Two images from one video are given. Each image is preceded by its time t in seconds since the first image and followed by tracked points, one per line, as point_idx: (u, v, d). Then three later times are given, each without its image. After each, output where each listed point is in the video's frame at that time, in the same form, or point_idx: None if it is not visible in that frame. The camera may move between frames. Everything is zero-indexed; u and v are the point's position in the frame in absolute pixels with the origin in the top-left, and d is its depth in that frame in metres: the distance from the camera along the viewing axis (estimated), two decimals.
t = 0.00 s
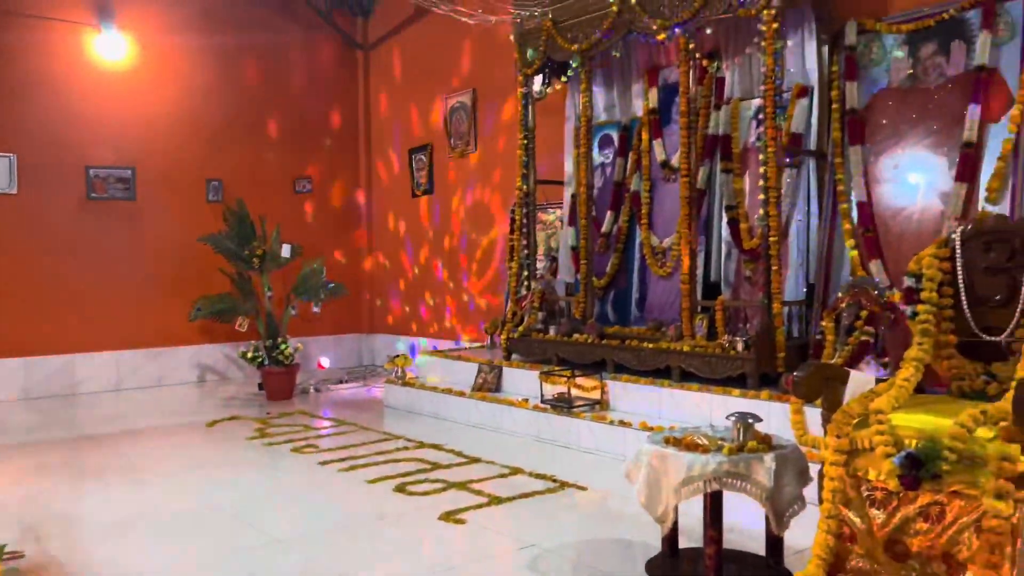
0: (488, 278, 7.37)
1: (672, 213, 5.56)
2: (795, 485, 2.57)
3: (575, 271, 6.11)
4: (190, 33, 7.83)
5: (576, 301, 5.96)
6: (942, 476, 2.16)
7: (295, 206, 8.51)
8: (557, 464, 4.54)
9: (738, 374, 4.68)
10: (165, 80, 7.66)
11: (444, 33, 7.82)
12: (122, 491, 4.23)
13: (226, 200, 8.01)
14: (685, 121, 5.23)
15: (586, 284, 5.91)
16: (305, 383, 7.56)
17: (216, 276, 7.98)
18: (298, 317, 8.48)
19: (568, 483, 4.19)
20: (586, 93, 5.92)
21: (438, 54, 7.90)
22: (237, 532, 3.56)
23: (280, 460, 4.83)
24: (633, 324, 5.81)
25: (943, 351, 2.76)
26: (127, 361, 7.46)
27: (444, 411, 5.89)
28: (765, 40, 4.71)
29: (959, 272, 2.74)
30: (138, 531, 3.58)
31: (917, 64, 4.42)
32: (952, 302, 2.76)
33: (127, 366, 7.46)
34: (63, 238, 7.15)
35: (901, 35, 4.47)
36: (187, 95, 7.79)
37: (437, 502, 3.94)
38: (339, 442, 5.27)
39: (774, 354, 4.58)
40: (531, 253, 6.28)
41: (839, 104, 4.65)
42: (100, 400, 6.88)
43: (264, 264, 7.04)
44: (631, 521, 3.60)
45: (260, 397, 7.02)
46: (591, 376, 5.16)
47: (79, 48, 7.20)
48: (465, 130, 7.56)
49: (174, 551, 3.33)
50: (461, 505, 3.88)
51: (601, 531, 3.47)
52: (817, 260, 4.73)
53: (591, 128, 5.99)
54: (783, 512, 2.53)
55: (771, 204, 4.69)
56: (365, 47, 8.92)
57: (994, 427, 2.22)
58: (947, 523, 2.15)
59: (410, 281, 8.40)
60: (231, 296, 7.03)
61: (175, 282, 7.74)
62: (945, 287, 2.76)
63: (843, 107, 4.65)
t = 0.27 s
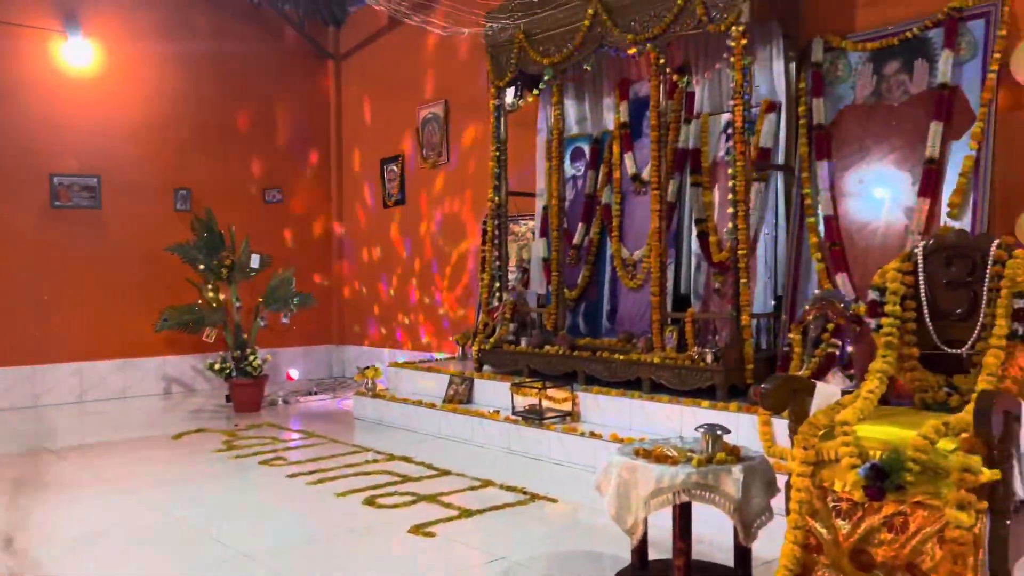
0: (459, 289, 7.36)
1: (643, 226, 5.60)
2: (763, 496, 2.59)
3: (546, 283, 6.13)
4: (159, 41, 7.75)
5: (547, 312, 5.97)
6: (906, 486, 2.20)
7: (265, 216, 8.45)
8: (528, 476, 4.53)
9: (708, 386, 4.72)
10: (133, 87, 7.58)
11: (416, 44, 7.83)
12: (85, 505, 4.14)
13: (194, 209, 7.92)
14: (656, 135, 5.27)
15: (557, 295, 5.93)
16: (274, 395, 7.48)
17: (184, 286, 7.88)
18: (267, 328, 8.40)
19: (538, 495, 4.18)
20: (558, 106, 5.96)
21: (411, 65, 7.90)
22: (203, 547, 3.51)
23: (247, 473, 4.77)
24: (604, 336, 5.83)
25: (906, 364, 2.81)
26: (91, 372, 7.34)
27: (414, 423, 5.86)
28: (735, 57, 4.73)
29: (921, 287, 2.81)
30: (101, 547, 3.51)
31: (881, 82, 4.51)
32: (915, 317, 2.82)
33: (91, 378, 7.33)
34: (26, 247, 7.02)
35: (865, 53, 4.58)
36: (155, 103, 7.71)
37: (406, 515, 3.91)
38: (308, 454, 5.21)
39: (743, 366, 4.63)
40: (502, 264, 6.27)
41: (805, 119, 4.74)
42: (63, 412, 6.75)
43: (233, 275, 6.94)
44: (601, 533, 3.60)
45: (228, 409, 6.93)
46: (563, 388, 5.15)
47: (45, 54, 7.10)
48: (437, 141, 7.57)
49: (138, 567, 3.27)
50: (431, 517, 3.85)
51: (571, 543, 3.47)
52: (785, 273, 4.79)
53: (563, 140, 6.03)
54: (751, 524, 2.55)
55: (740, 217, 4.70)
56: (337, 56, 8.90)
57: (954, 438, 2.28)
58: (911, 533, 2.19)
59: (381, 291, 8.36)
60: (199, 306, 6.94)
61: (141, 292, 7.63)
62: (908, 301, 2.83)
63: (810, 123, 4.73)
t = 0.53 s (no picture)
0: (430, 297, 7.34)
1: (613, 235, 5.62)
2: (730, 504, 2.62)
3: (517, 291, 6.14)
4: (126, 44, 7.65)
5: (518, 321, 5.97)
6: (868, 494, 2.24)
7: (232, 222, 8.36)
8: (498, 485, 4.53)
9: (676, 394, 4.76)
10: (99, 91, 7.47)
11: (387, 52, 7.82)
12: (45, 517, 4.05)
13: (161, 216, 7.82)
14: (626, 144, 5.33)
15: (528, 303, 5.94)
16: (241, 404, 7.39)
17: (149, 293, 7.76)
18: (234, 336, 8.30)
19: (508, 504, 4.17)
20: (529, 115, 5.99)
21: (381, 73, 7.89)
22: (166, 559, 3.45)
23: (213, 483, 4.71)
24: (574, 344, 5.83)
25: (869, 373, 2.85)
26: (52, 381, 7.19)
27: (383, 432, 5.82)
28: (703, 69, 4.77)
29: (883, 297, 2.88)
30: (60, 559, 3.44)
31: (846, 96, 4.60)
32: (878, 326, 2.87)
33: (52, 386, 7.19)
34: None
35: (830, 67, 4.67)
36: (121, 107, 7.60)
37: (373, 525, 3.88)
38: (274, 464, 5.15)
39: (711, 375, 4.67)
40: (473, 272, 6.23)
41: (772, 131, 4.82)
42: (23, 422, 6.60)
43: (200, 282, 6.84)
44: (569, 541, 3.61)
45: (194, 419, 6.83)
46: (532, 397, 5.15)
47: (7, 56, 6.98)
48: (408, 149, 7.55)
49: None
50: (399, 527, 3.83)
51: (540, 552, 3.46)
52: (752, 283, 4.86)
53: (534, 149, 6.06)
54: (718, 532, 2.57)
55: (708, 228, 4.80)
56: (307, 63, 8.86)
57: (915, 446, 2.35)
58: (874, 540, 2.23)
59: (351, 300, 8.31)
60: (164, 313, 6.84)
61: (105, 299, 7.50)
62: (872, 311, 2.89)
63: (776, 135, 4.82)
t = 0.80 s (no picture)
0: (399, 303, 7.31)
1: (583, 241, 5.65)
2: (695, 509, 2.64)
3: (486, 297, 6.14)
4: (91, 44, 7.53)
5: (487, 326, 5.97)
6: (830, 499, 2.27)
7: (199, 226, 8.26)
8: (466, 491, 4.51)
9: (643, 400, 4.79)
10: (61, 91, 7.33)
11: (357, 56, 7.79)
12: None
13: (125, 218, 7.70)
14: (595, 152, 5.36)
15: (497, 309, 5.95)
16: (205, 410, 7.29)
17: (111, 297, 7.63)
18: (199, 341, 8.19)
19: (475, 511, 4.16)
20: (499, 121, 6.01)
21: (351, 77, 7.85)
22: (125, 568, 3.38)
23: (176, 491, 4.63)
24: (543, 350, 5.84)
25: (832, 380, 2.90)
26: (10, 386, 7.03)
27: (351, 439, 5.78)
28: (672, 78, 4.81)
29: (846, 304, 2.92)
30: (15, 569, 3.35)
31: (811, 105, 4.67)
32: (840, 333, 2.92)
33: (10, 392, 7.03)
34: None
35: (796, 78, 4.74)
36: (85, 108, 7.47)
37: (340, 533, 3.85)
38: (240, 471, 5.09)
39: (678, 381, 4.70)
40: (443, 278, 6.21)
41: (739, 140, 4.88)
42: None
43: (164, 286, 6.74)
44: (538, 547, 3.62)
45: (157, 425, 6.73)
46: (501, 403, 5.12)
47: None
48: (378, 153, 7.52)
49: None
50: (366, 535, 3.80)
51: (507, 559, 3.46)
52: (718, 290, 4.91)
53: (504, 156, 6.07)
54: (684, 537, 2.59)
55: (677, 235, 4.80)
56: (276, 66, 8.79)
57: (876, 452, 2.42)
58: (836, 544, 2.26)
59: (319, 305, 8.25)
60: (127, 318, 6.73)
61: (66, 303, 7.36)
62: (834, 318, 2.93)
63: (743, 144, 4.88)
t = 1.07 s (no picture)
0: (367, 306, 7.26)
1: (552, 246, 5.65)
2: (662, 513, 2.66)
3: (455, 301, 6.11)
4: (54, 42, 7.39)
5: (456, 330, 5.95)
6: (793, 502, 2.30)
7: (163, 228, 8.14)
8: (434, 496, 4.49)
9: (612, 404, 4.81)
10: (21, 89, 7.18)
11: (326, 58, 7.75)
12: None
13: (87, 220, 7.56)
14: (565, 156, 5.38)
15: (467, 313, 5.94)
16: (169, 415, 7.17)
17: (72, 300, 7.48)
18: (163, 345, 8.06)
19: (443, 516, 4.14)
20: (469, 125, 6.00)
21: (320, 79, 7.80)
22: None
23: (137, 497, 4.55)
24: (512, 354, 5.84)
25: (797, 384, 2.94)
26: None
27: (317, 443, 5.73)
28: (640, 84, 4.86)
29: (810, 309, 2.95)
30: None
31: (777, 113, 4.73)
32: (805, 337, 2.95)
33: None
34: None
35: (762, 85, 4.80)
36: (46, 106, 7.32)
37: (307, 539, 3.81)
38: (203, 477, 5.01)
39: (646, 385, 4.73)
40: (412, 281, 6.19)
41: (707, 146, 4.93)
42: None
43: (127, 289, 6.63)
44: (505, 551, 3.61)
45: (118, 430, 6.61)
46: (469, 407, 5.11)
47: None
48: (346, 156, 7.47)
49: None
50: (331, 540, 3.76)
51: (474, 564, 3.45)
52: (686, 295, 4.95)
53: (473, 159, 6.07)
54: (650, 541, 2.60)
55: (644, 239, 4.88)
56: (244, 66, 8.71)
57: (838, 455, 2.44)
58: (799, 547, 2.29)
59: (286, 308, 8.17)
60: (89, 321, 6.60)
61: (24, 306, 7.20)
62: (799, 323, 2.96)
63: (710, 150, 4.93)
